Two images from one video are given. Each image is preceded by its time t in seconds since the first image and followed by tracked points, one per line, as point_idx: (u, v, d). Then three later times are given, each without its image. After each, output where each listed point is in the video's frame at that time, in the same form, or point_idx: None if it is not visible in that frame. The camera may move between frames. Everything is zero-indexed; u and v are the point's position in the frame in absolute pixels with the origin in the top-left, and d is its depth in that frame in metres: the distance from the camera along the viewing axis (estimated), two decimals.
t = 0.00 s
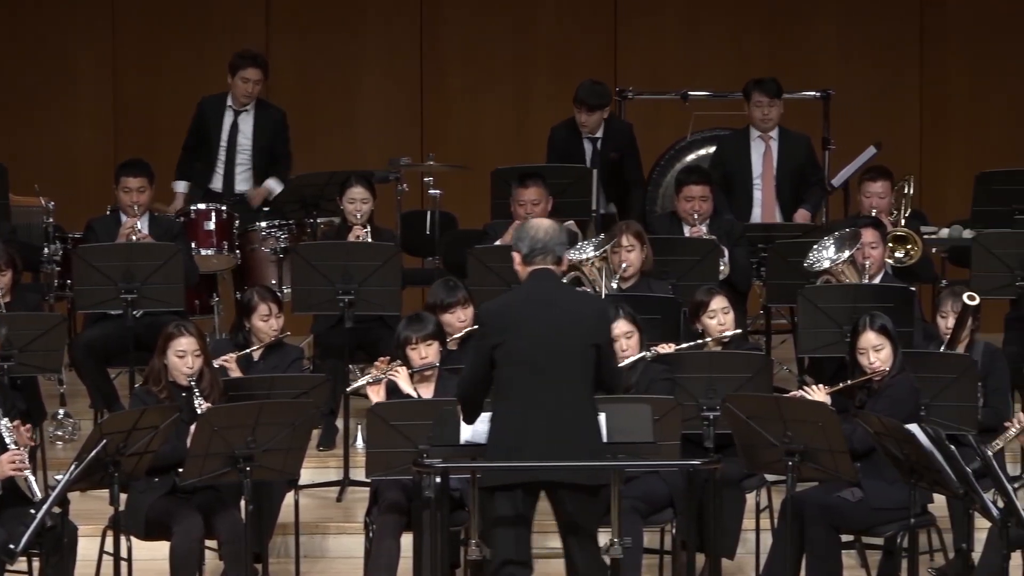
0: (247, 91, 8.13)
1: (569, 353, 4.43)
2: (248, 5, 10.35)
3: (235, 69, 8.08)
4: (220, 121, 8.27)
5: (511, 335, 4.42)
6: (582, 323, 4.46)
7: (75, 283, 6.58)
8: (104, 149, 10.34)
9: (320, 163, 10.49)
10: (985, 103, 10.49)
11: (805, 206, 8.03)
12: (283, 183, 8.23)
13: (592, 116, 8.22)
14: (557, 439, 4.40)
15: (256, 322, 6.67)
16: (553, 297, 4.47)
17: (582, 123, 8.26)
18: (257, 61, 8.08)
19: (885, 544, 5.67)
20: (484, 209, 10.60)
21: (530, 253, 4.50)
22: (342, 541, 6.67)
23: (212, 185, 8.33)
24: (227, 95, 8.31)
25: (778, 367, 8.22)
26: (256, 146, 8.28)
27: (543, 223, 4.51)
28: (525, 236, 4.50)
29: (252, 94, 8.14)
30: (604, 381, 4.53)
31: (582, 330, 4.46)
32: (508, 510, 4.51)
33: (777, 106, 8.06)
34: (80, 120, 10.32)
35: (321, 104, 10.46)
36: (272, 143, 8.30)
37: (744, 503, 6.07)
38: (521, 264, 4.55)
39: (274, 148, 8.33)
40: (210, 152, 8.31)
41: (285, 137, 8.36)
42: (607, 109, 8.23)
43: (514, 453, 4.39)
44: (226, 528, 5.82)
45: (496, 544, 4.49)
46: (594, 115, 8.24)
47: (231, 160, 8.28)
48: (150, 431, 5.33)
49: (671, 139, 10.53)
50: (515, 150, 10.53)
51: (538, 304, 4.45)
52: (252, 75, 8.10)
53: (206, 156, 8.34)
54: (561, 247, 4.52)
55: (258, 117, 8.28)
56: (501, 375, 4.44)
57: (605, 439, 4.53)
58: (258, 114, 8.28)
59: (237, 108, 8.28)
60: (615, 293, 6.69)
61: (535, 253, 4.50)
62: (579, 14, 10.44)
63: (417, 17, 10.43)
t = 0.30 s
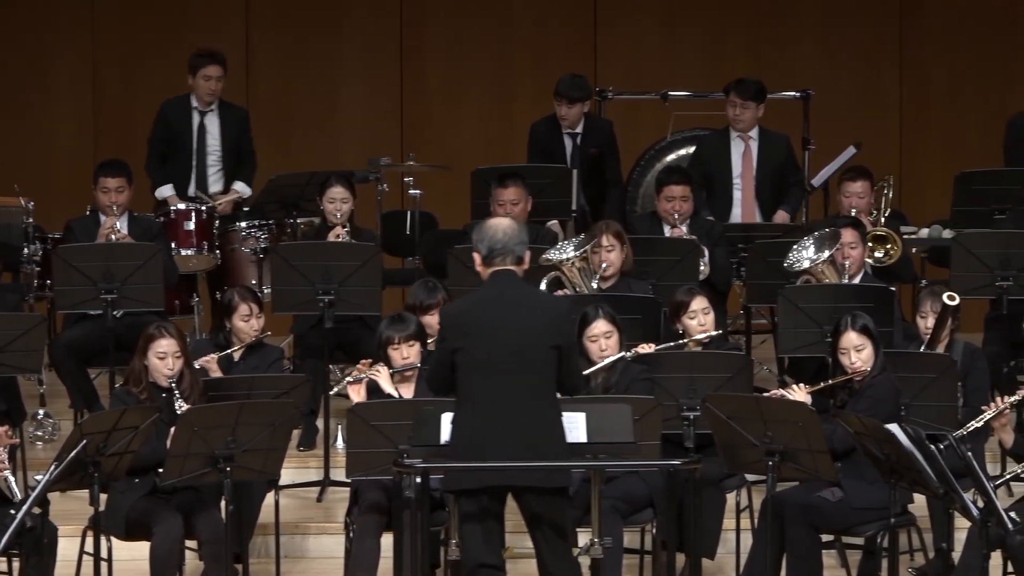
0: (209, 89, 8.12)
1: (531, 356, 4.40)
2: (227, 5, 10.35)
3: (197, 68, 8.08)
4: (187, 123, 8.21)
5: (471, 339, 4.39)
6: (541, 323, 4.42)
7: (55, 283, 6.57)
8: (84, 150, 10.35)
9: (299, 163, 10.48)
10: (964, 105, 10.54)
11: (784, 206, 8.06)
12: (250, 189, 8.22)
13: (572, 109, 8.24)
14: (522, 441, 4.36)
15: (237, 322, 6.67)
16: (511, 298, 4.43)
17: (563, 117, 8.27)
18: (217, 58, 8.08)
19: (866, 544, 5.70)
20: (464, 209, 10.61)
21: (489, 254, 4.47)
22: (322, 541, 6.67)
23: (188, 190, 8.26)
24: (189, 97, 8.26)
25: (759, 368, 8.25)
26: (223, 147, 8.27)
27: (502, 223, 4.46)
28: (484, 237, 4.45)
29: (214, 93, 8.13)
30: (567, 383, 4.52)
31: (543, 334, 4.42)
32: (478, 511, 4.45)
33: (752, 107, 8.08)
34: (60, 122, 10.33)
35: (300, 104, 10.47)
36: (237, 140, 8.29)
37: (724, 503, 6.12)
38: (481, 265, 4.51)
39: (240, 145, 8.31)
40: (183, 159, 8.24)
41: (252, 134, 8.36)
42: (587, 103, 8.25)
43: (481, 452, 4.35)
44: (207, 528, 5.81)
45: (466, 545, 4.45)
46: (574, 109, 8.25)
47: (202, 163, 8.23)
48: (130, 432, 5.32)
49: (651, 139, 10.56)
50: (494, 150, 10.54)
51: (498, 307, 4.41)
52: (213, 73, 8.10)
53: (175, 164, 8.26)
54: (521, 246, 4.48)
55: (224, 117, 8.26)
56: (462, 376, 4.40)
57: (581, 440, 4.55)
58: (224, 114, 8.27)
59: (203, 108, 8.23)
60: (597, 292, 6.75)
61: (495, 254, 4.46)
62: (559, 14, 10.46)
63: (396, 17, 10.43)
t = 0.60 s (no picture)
0: (168, 87, 8.13)
1: (505, 358, 4.40)
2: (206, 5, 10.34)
3: (154, 66, 8.10)
4: (151, 124, 8.20)
5: (450, 341, 4.41)
6: (513, 324, 4.41)
7: (35, 283, 6.56)
8: (64, 151, 10.33)
9: (280, 164, 10.48)
10: (944, 106, 10.59)
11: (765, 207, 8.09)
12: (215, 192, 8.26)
13: (552, 107, 8.26)
14: (503, 440, 4.37)
15: (218, 321, 6.67)
16: (484, 299, 4.43)
17: (545, 113, 8.29)
18: (174, 55, 8.11)
19: (848, 543, 5.72)
20: (445, 209, 10.62)
21: (462, 255, 4.46)
22: (303, 541, 6.66)
23: (157, 191, 8.25)
24: (150, 96, 8.26)
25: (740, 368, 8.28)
26: (188, 145, 8.27)
27: (475, 223, 4.46)
28: (458, 237, 4.45)
29: (174, 91, 8.16)
30: (545, 382, 4.51)
31: (517, 334, 4.42)
32: (461, 514, 4.46)
33: (739, 107, 8.15)
34: (40, 122, 10.31)
35: (281, 105, 10.47)
36: (203, 138, 8.31)
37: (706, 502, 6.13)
38: (455, 265, 4.50)
39: (201, 141, 8.31)
40: (151, 160, 8.22)
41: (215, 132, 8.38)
42: (566, 100, 8.27)
43: (459, 453, 4.36)
44: (188, 529, 5.80)
45: (447, 544, 4.46)
46: (555, 105, 8.26)
47: (168, 162, 8.24)
48: (110, 432, 5.31)
49: (631, 140, 10.58)
50: (475, 150, 10.55)
51: (471, 308, 4.42)
52: (172, 71, 8.13)
53: (144, 162, 8.24)
54: (495, 246, 4.47)
55: (185, 115, 8.26)
56: (440, 378, 4.41)
57: (563, 440, 4.56)
58: (186, 112, 8.28)
59: (165, 108, 8.24)
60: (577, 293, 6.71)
61: (468, 255, 4.46)
62: (537, 15, 10.48)
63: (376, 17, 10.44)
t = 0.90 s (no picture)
0: (137, 91, 8.12)
1: (495, 359, 4.40)
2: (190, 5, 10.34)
3: (121, 72, 8.08)
4: (122, 125, 8.20)
5: (436, 341, 4.40)
6: (502, 324, 4.42)
7: (20, 283, 6.55)
8: (47, 151, 10.31)
9: (265, 164, 10.47)
10: (928, 106, 10.63)
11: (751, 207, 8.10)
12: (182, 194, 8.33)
13: (535, 107, 8.26)
14: (490, 440, 4.38)
15: (203, 322, 6.65)
16: (473, 299, 4.43)
17: (528, 113, 8.30)
18: (141, 59, 8.09)
19: (833, 543, 5.74)
20: (431, 208, 10.62)
21: (454, 253, 4.46)
22: (288, 541, 6.66)
23: (129, 194, 8.22)
24: (118, 99, 8.24)
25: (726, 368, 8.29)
26: (156, 146, 8.30)
27: (465, 222, 4.46)
28: (448, 236, 4.45)
29: (142, 94, 8.15)
30: (535, 381, 4.51)
31: (507, 335, 4.42)
32: (452, 516, 4.48)
33: (718, 104, 8.18)
34: (24, 122, 10.29)
35: (265, 105, 10.46)
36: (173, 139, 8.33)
37: (692, 503, 6.14)
38: (447, 264, 4.51)
39: (165, 140, 8.34)
40: (121, 161, 8.21)
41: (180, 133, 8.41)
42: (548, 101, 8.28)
43: (447, 454, 4.36)
44: (173, 530, 5.80)
45: (435, 544, 4.46)
46: (537, 105, 8.26)
47: (141, 163, 8.24)
48: (96, 432, 5.30)
49: (616, 140, 10.59)
50: (459, 149, 10.55)
51: (460, 308, 4.42)
52: (140, 75, 8.12)
53: (116, 164, 8.21)
54: (485, 245, 4.47)
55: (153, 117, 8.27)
56: (430, 378, 4.41)
57: (548, 441, 4.57)
58: (153, 114, 8.29)
59: (134, 109, 8.23)
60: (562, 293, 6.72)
61: (459, 253, 4.46)
62: (521, 14, 10.49)
63: (361, 17, 10.44)
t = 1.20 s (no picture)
0: (117, 92, 8.10)
1: (493, 358, 4.37)
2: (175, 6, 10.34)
3: (99, 73, 8.05)
4: (102, 125, 8.17)
5: (433, 342, 4.38)
6: (502, 324, 4.39)
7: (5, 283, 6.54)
8: (31, 151, 10.28)
9: (249, 164, 10.46)
10: (913, 106, 10.67)
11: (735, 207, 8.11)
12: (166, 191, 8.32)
13: (519, 111, 8.25)
14: (489, 439, 4.36)
15: (187, 322, 6.66)
16: (471, 298, 4.40)
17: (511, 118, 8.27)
18: (119, 60, 8.07)
19: (818, 543, 5.76)
20: (415, 208, 10.62)
21: (453, 252, 4.44)
22: (273, 541, 6.66)
23: (114, 196, 8.24)
24: (98, 100, 8.22)
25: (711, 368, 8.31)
26: (138, 145, 8.29)
27: (465, 222, 4.43)
28: (448, 236, 4.43)
29: (121, 95, 8.12)
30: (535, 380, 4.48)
31: (507, 333, 4.39)
32: (441, 517, 4.47)
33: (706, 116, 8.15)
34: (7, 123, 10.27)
35: (249, 105, 10.45)
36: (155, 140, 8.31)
37: (676, 503, 6.15)
38: (446, 263, 4.49)
39: (146, 140, 8.34)
40: (104, 161, 8.19)
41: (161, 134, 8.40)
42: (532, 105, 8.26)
43: (436, 454, 4.35)
44: (158, 530, 5.78)
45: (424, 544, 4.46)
46: (522, 110, 8.26)
47: (123, 163, 8.23)
48: (80, 432, 5.29)
49: (600, 141, 10.61)
50: (444, 150, 10.55)
51: (456, 307, 4.39)
52: (118, 76, 8.10)
53: (98, 165, 8.19)
54: (485, 244, 4.45)
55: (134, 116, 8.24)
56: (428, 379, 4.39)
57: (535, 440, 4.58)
58: (135, 113, 8.27)
59: (115, 110, 8.21)
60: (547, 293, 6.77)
61: (459, 252, 4.43)
62: (505, 15, 10.50)
63: (346, 17, 10.43)
